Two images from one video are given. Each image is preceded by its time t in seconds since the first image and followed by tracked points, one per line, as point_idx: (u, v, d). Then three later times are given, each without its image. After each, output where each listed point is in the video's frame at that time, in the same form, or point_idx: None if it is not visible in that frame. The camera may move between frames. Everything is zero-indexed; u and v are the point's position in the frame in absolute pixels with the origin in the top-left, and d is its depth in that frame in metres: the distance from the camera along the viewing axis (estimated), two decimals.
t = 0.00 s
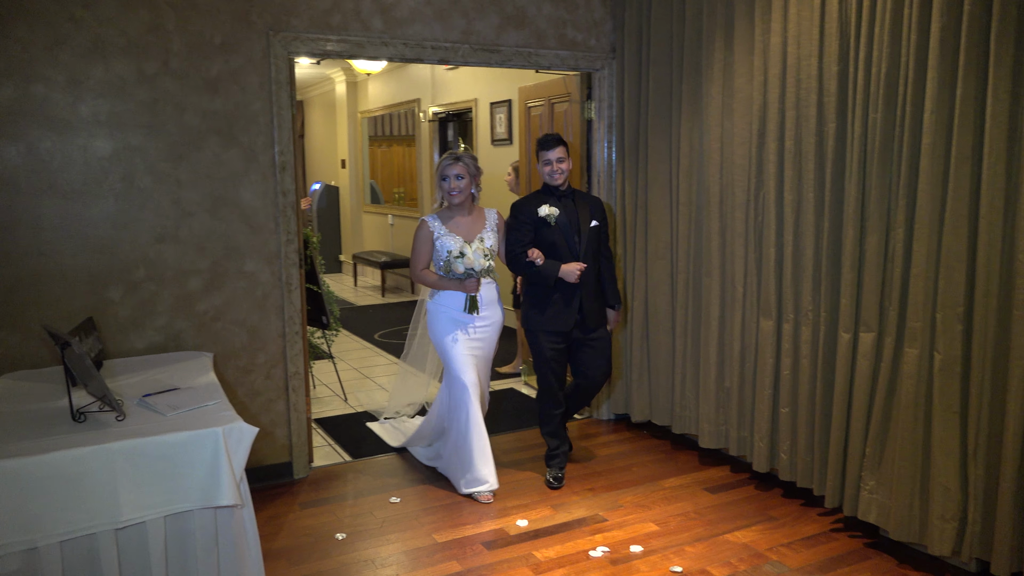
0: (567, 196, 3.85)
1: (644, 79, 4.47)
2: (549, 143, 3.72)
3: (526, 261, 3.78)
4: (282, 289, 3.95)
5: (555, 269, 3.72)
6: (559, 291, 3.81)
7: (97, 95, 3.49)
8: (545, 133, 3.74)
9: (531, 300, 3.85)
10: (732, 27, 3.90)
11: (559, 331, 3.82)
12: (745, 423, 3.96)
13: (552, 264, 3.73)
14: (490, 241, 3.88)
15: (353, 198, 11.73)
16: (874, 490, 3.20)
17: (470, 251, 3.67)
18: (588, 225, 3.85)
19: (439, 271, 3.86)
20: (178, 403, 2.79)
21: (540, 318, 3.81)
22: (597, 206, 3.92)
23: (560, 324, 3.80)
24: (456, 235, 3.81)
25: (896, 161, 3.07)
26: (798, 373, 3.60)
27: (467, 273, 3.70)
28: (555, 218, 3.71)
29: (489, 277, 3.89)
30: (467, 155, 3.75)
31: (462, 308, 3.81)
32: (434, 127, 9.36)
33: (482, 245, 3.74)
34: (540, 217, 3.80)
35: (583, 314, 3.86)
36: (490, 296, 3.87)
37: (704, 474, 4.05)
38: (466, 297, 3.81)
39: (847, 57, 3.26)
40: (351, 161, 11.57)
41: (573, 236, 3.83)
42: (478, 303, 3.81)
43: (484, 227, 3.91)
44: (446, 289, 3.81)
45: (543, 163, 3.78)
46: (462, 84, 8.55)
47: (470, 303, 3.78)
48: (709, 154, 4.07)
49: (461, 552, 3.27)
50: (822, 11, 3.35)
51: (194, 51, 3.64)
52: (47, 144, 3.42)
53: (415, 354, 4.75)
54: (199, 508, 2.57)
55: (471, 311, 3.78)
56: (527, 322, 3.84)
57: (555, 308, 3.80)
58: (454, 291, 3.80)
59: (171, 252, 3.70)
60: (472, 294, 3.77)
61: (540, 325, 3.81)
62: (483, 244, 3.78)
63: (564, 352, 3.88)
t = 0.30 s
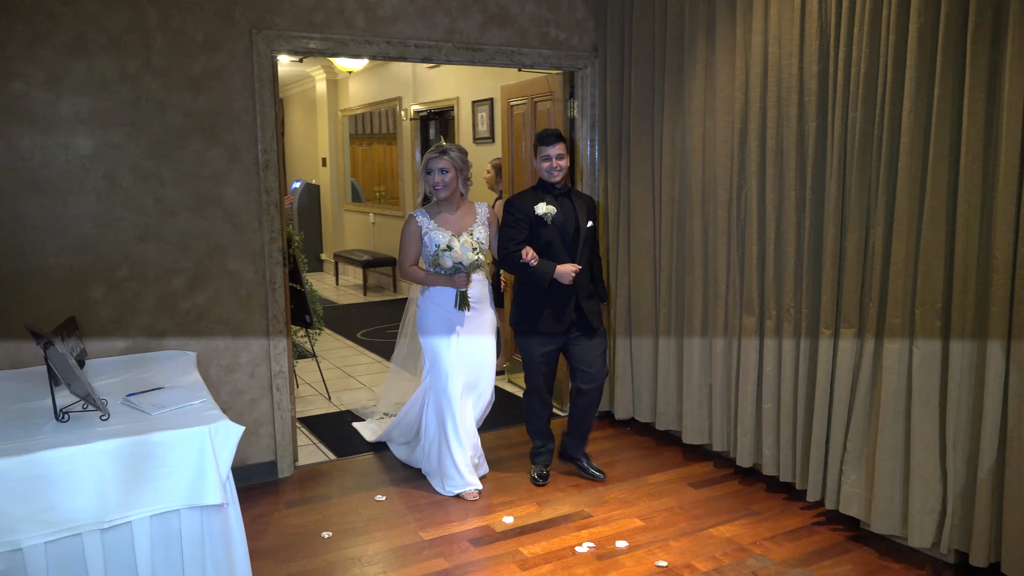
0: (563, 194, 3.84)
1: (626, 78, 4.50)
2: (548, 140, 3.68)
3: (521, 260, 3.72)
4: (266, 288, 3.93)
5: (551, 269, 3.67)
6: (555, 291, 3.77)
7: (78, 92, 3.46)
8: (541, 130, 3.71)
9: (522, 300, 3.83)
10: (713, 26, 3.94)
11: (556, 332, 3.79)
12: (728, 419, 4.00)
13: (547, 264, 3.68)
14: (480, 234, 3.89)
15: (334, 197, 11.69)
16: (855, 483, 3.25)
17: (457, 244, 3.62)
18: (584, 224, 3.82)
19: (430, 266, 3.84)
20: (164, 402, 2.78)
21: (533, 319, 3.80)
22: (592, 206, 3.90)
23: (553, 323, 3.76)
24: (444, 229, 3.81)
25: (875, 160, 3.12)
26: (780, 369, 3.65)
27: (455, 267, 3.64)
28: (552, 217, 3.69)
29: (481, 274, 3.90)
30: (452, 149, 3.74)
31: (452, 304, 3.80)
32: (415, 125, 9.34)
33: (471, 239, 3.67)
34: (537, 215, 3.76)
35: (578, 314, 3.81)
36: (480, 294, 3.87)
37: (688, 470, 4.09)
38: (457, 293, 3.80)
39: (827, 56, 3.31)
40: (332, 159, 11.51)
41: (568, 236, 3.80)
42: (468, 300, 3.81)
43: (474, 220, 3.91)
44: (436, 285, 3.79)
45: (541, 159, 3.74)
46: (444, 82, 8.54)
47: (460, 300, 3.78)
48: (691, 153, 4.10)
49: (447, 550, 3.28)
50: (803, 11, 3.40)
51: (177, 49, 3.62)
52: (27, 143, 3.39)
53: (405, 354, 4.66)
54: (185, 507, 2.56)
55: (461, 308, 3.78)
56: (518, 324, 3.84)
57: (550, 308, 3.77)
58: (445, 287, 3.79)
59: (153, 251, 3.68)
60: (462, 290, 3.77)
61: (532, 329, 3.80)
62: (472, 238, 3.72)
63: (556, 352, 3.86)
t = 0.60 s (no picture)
0: (565, 197, 3.72)
1: (614, 78, 4.53)
2: (553, 140, 3.60)
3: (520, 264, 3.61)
4: (256, 287, 3.92)
5: (550, 273, 3.56)
6: (553, 294, 3.64)
7: (66, 91, 3.45)
8: (545, 132, 3.64)
9: (521, 305, 3.72)
10: (702, 26, 3.96)
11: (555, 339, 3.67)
12: (717, 416, 4.03)
13: (547, 268, 3.58)
14: (476, 233, 3.86)
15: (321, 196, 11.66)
16: (842, 479, 3.28)
17: (453, 246, 3.58)
18: (585, 228, 3.71)
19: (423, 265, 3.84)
20: (154, 402, 2.77)
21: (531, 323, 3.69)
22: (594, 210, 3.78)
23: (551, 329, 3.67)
24: (439, 227, 3.80)
25: (862, 159, 3.15)
26: (768, 366, 3.68)
27: (450, 269, 3.62)
28: (551, 221, 3.59)
29: (478, 275, 3.81)
30: (452, 145, 3.72)
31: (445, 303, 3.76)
32: (403, 124, 9.33)
33: (467, 240, 3.64)
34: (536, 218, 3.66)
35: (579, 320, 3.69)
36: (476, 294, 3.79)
37: (677, 467, 4.11)
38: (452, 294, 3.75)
39: (815, 57, 3.35)
40: (319, 158, 11.48)
41: (567, 241, 3.69)
42: (463, 301, 3.75)
43: (470, 219, 3.89)
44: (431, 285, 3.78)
45: (545, 160, 3.65)
46: (432, 81, 8.55)
47: (454, 302, 3.72)
48: (680, 152, 4.13)
49: (438, 548, 3.29)
50: (790, 11, 3.43)
51: (165, 47, 3.61)
52: (14, 141, 3.37)
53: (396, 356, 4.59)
54: (177, 507, 2.56)
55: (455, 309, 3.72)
56: (517, 329, 3.74)
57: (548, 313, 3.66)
58: (439, 287, 3.75)
59: (142, 250, 3.67)
60: (456, 291, 3.71)
61: (532, 335, 3.70)
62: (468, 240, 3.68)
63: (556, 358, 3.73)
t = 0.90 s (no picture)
0: (569, 200, 3.61)
1: (602, 78, 4.55)
2: (556, 140, 3.49)
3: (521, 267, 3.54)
4: (245, 286, 3.92)
5: (550, 278, 3.48)
6: (551, 298, 3.57)
7: (53, 90, 3.43)
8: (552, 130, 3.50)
9: (521, 308, 3.64)
10: (689, 27, 4.00)
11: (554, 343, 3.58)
12: (705, 414, 4.06)
13: (547, 273, 3.49)
14: (474, 236, 3.71)
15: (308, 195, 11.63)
16: (829, 474, 3.32)
17: (449, 247, 3.45)
18: (589, 232, 3.59)
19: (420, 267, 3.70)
20: (144, 402, 2.76)
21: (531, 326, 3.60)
22: (601, 213, 3.66)
23: (550, 332, 3.58)
24: (438, 229, 3.66)
25: (848, 158, 3.19)
26: (756, 364, 3.72)
27: (445, 272, 3.48)
28: (552, 224, 3.51)
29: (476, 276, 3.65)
30: (458, 145, 3.60)
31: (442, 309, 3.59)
32: (390, 124, 9.32)
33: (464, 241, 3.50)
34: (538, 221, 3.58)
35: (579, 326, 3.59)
36: (474, 295, 3.63)
37: (666, 464, 4.15)
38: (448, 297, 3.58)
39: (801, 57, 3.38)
40: (306, 157, 11.46)
41: (571, 245, 3.59)
42: (460, 303, 3.58)
43: (467, 221, 3.75)
44: (426, 289, 3.63)
45: (548, 161, 3.54)
46: (419, 81, 8.55)
47: (451, 305, 3.55)
48: (667, 151, 4.16)
49: (429, 545, 3.30)
50: (777, 12, 3.47)
51: (153, 46, 3.60)
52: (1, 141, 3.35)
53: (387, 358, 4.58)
54: (169, 506, 2.55)
55: (451, 313, 3.55)
56: (518, 333, 3.65)
57: (547, 316, 3.58)
58: (434, 290, 3.60)
59: (130, 249, 3.66)
60: (452, 293, 3.55)
61: (530, 338, 3.62)
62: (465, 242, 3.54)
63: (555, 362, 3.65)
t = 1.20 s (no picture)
0: (573, 195, 3.52)
1: (588, 77, 4.58)
2: (561, 136, 3.37)
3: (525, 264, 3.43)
4: (231, 286, 3.91)
5: (555, 273, 3.36)
6: (557, 294, 3.45)
7: (38, 88, 3.41)
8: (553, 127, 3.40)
9: (527, 307, 3.52)
10: (673, 27, 4.03)
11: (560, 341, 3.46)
12: (690, 410, 4.10)
13: (552, 269, 3.37)
14: (476, 243, 3.56)
15: (291, 194, 11.59)
16: (812, 469, 3.37)
17: (450, 254, 3.27)
18: (593, 228, 3.49)
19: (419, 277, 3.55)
20: (133, 401, 2.76)
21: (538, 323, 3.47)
22: (606, 206, 3.55)
23: (557, 329, 3.45)
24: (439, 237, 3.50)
25: (830, 157, 3.24)
26: (741, 360, 3.76)
27: (447, 280, 3.30)
28: (556, 218, 3.33)
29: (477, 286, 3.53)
30: (466, 151, 3.43)
31: (440, 318, 3.46)
32: (374, 123, 9.30)
33: (466, 248, 3.33)
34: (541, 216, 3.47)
35: (585, 322, 3.48)
36: (474, 304, 3.48)
37: (651, 460, 4.19)
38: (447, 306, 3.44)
39: (784, 57, 3.43)
40: (289, 156, 11.42)
41: (575, 240, 3.48)
42: (460, 313, 3.44)
43: (469, 229, 3.60)
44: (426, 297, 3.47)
45: (551, 157, 3.42)
46: (403, 80, 8.55)
47: (449, 314, 3.41)
48: (652, 150, 4.20)
49: (418, 543, 3.32)
50: (760, 13, 3.51)
51: (139, 45, 3.58)
52: None
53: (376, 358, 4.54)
54: (158, 505, 2.55)
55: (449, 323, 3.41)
56: (525, 334, 3.50)
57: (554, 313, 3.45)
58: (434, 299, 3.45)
59: (116, 248, 3.65)
60: (451, 303, 3.40)
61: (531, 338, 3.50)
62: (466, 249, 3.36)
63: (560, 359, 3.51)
